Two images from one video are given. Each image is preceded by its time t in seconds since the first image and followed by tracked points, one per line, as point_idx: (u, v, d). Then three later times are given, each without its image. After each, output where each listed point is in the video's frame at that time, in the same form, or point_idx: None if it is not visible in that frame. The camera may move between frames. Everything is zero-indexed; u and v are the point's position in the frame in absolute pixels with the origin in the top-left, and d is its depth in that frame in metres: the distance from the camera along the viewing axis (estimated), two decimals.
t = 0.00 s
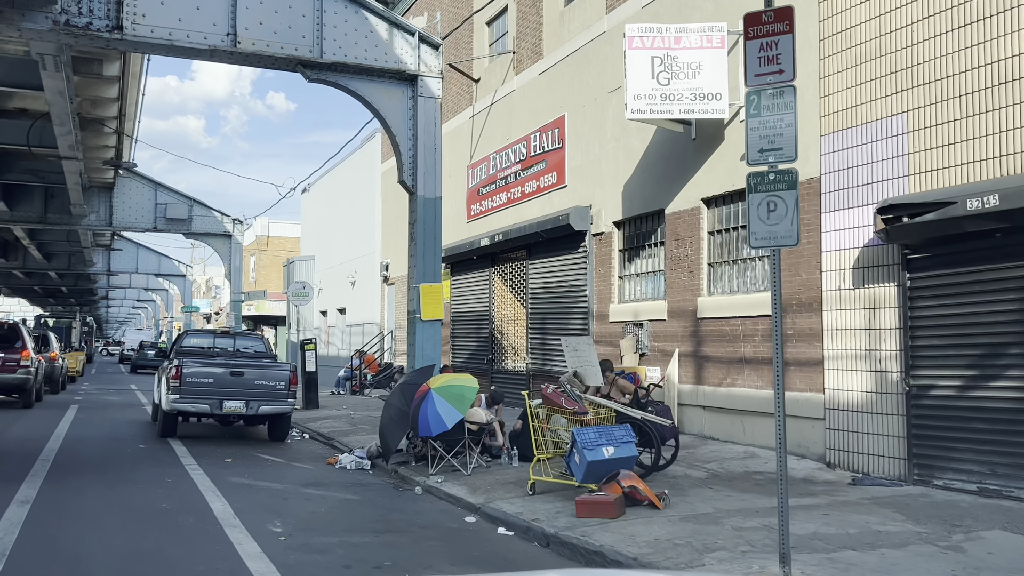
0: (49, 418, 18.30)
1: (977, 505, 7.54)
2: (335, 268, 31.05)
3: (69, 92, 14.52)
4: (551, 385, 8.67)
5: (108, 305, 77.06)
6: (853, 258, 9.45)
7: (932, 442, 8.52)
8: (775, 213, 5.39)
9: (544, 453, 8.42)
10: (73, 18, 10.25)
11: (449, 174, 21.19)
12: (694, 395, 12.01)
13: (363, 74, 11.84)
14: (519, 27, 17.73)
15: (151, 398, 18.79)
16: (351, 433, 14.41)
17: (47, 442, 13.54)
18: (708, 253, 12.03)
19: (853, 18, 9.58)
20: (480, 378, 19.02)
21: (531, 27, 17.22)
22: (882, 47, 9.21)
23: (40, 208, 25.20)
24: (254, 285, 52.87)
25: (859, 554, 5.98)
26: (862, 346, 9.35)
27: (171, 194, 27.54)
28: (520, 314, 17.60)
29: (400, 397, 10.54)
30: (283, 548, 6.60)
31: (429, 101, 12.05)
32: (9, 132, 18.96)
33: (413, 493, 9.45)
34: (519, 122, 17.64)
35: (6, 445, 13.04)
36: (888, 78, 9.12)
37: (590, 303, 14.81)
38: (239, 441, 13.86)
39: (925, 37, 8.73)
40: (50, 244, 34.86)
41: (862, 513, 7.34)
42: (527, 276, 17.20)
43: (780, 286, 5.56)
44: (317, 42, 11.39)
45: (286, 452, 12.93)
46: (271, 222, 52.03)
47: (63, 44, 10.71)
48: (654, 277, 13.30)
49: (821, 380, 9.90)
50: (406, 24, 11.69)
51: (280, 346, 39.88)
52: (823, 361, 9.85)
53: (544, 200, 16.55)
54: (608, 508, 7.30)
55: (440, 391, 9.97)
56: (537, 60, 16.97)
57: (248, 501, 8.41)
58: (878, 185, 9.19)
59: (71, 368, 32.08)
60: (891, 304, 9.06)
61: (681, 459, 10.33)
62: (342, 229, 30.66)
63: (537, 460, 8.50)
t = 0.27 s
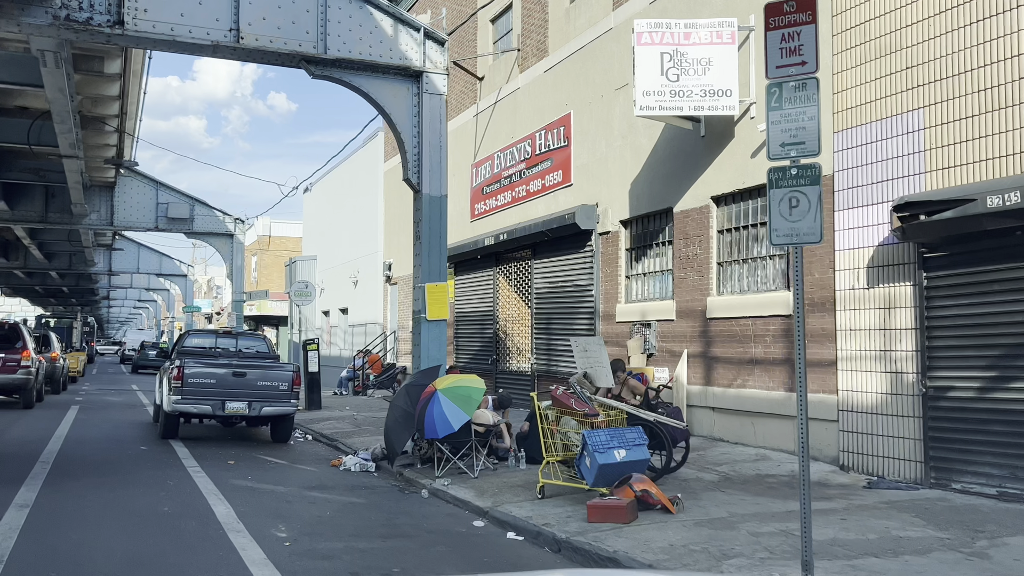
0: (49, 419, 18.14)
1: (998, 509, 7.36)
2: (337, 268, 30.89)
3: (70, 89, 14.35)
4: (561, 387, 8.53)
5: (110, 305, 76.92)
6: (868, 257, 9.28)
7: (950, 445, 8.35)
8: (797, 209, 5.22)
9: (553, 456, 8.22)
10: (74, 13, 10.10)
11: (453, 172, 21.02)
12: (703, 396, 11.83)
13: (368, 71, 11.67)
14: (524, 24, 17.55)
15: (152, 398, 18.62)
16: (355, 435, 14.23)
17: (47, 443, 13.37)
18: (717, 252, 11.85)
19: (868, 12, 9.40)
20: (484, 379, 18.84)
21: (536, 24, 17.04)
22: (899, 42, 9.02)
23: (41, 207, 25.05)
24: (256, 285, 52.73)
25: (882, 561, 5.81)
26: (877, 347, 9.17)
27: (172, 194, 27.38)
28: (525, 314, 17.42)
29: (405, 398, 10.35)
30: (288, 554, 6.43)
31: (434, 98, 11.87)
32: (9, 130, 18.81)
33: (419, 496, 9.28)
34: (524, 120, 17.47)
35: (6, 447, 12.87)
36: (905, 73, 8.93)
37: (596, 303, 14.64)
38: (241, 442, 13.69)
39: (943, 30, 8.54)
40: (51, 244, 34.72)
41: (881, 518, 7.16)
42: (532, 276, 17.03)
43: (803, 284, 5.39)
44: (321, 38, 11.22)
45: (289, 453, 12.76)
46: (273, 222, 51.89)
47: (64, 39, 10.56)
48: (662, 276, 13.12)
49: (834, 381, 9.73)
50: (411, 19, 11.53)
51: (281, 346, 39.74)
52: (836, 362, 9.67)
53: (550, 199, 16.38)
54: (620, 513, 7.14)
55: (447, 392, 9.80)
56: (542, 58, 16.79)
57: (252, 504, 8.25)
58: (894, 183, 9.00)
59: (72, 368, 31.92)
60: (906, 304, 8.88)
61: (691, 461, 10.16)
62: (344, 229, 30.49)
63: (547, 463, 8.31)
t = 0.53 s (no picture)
0: (50, 419, 17.99)
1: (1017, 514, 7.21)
2: (339, 268, 30.75)
3: (70, 86, 14.20)
4: (569, 387, 8.34)
5: (110, 305, 76.82)
6: (880, 256, 9.13)
7: (965, 448, 8.19)
8: (817, 205, 5.07)
9: (561, 458, 8.11)
10: (74, 8, 9.99)
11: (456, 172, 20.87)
12: (711, 397, 11.68)
13: (371, 67, 11.52)
14: (528, 22, 17.40)
15: (153, 399, 18.47)
16: (358, 436, 14.09)
17: (47, 444, 13.22)
18: (725, 251, 11.70)
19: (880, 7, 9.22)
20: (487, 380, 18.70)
21: (541, 22, 16.88)
22: (911, 37, 8.84)
23: (41, 207, 24.93)
24: (257, 285, 52.61)
25: (902, 567, 5.67)
26: (890, 347, 9.02)
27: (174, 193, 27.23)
28: (529, 313, 17.28)
29: (410, 400, 10.25)
30: (292, 559, 6.28)
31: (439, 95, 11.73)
32: (9, 129, 18.67)
33: (424, 499, 9.13)
34: (528, 118, 17.31)
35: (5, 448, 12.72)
36: (918, 69, 8.76)
37: (602, 303, 14.49)
38: (243, 444, 13.54)
39: (956, 25, 8.36)
40: (52, 243, 34.60)
41: (898, 522, 7.01)
42: (536, 276, 16.87)
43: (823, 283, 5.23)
44: (324, 34, 11.08)
45: (291, 455, 12.61)
46: (274, 221, 51.77)
47: (64, 35, 10.43)
48: (668, 276, 12.98)
49: (845, 382, 9.59)
50: (415, 15, 11.37)
51: (282, 346, 39.61)
52: (848, 362, 9.52)
53: (554, 198, 16.23)
54: (631, 517, 6.98)
55: (451, 392, 9.67)
56: (547, 55, 16.63)
57: (255, 508, 8.11)
58: (908, 181, 8.84)
59: (73, 368, 31.77)
60: (919, 304, 8.73)
61: (700, 463, 10.01)
62: (346, 229, 30.35)
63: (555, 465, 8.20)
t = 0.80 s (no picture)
0: (49, 420, 17.85)
1: None
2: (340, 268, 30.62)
3: (70, 84, 14.07)
4: (577, 389, 8.23)
5: (111, 305, 76.72)
6: (892, 255, 8.99)
7: (980, 451, 8.04)
8: (837, 202, 4.94)
9: (569, 461, 7.98)
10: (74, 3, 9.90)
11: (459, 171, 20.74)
12: (718, 398, 11.54)
13: (374, 64, 11.38)
14: (531, 19, 17.27)
15: (154, 399, 18.33)
16: (361, 437, 13.94)
17: (47, 446, 13.09)
18: (733, 251, 11.56)
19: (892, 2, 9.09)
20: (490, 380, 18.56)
21: (544, 19, 16.75)
22: (924, 32, 8.71)
23: (41, 206, 24.82)
24: (257, 285, 52.49)
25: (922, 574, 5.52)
26: (902, 348, 8.88)
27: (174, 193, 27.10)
28: (532, 314, 17.14)
29: (413, 401, 10.08)
30: (296, 564, 6.14)
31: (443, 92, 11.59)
32: (9, 128, 18.54)
33: (429, 502, 8.99)
34: (531, 117, 17.17)
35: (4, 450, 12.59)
36: (930, 65, 8.62)
37: (606, 302, 14.35)
38: (245, 445, 13.41)
39: (970, 21, 8.22)
40: (52, 243, 34.49)
41: (915, 526, 6.87)
42: (540, 276, 16.73)
43: (842, 281, 5.10)
44: (327, 30, 10.95)
45: (293, 456, 12.47)
46: (275, 221, 51.65)
47: (64, 31, 10.32)
48: (674, 276, 12.83)
49: (856, 383, 9.45)
50: (419, 11, 11.24)
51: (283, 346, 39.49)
52: (859, 363, 9.39)
53: (558, 197, 16.09)
54: (642, 522, 6.84)
55: (456, 394, 9.53)
56: (551, 53, 16.49)
57: (258, 511, 7.97)
58: (920, 179, 8.71)
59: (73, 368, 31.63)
60: (932, 303, 8.59)
61: (709, 465, 9.88)
62: (347, 228, 30.22)
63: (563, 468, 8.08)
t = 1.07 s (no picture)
0: (49, 421, 17.70)
1: None
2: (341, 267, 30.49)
3: (69, 82, 13.92)
4: (585, 390, 8.07)
5: (111, 305, 76.59)
6: (904, 254, 8.85)
7: (995, 453, 7.90)
8: (857, 198, 4.79)
9: (577, 464, 7.83)
10: None
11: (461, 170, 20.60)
12: (725, 399, 11.41)
13: (377, 61, 11.25)
14: (534, 17, 17.13)
15: (154, 400, 18.19)
16: (364, 439, 13.80)
17: (46, 447, 12.94)
18: (740, 250, 11.41)
19: None
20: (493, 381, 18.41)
21: (547, 16, 16.61)
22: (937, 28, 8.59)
23: (40, 206, 24.68)
24: (258, 285, 52.38)
25: None
26: (914, 349, 8.74)
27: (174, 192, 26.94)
28: (535, 313, 17.01)
29: (417, 402, 9.94)
30: (299, 570, 6.00)
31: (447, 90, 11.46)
32: (8, 126, 18.41)
33: (433, 504, 8.85)
34: (534, 115, 17.04)
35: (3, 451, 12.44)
36: (944, 61, 8.50)
37: (611, 302, 14.22)
38: (246, 446, 13.26)
39: (985, 16, 8.10)
40: (52, 243, 34.35)
41: (931, 530, 6.73)
42: (543, 275, 16.58)
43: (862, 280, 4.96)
44: (329, 26, 10.81)
45: (295, 458, 12.33)
46: (275, 221, 51.54)
47: (63, 27, 10.17)
48: (680, 275, 12.70)
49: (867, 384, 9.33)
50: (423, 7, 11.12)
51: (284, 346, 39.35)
52: (870, 364, 9.25)
53: (562, 196, 15.95)
54: (653, 526, 6.69)
55: (461, 395, 9.40)
56: (554, 51, 16.36)
57: (260, 514, 7.83)
58: (934, 176, 8.57)
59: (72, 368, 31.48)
60: (945, 303, 8.46)
61: (717, 468, 9.74)
62: (348, 228, 30.09)
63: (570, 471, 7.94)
